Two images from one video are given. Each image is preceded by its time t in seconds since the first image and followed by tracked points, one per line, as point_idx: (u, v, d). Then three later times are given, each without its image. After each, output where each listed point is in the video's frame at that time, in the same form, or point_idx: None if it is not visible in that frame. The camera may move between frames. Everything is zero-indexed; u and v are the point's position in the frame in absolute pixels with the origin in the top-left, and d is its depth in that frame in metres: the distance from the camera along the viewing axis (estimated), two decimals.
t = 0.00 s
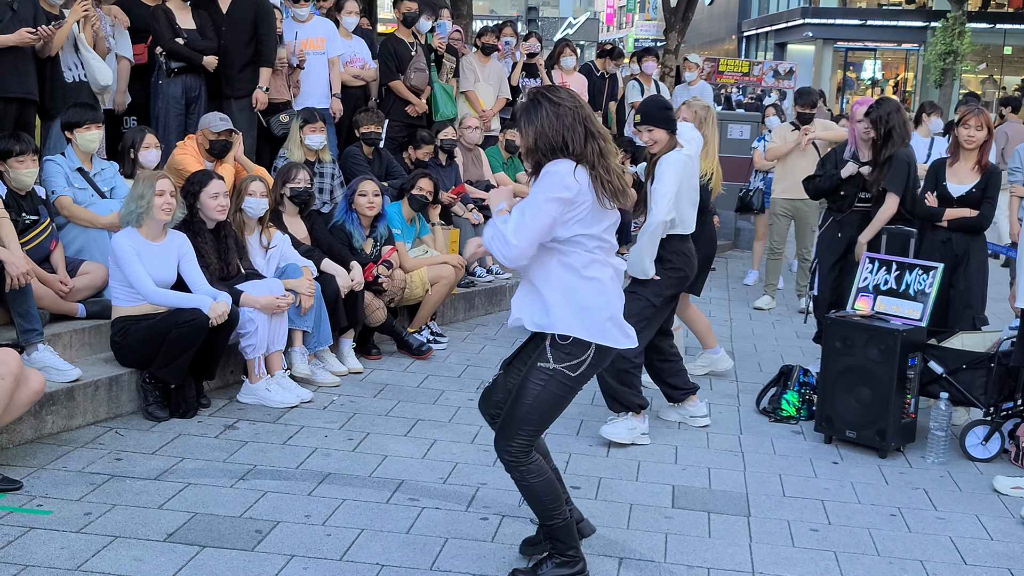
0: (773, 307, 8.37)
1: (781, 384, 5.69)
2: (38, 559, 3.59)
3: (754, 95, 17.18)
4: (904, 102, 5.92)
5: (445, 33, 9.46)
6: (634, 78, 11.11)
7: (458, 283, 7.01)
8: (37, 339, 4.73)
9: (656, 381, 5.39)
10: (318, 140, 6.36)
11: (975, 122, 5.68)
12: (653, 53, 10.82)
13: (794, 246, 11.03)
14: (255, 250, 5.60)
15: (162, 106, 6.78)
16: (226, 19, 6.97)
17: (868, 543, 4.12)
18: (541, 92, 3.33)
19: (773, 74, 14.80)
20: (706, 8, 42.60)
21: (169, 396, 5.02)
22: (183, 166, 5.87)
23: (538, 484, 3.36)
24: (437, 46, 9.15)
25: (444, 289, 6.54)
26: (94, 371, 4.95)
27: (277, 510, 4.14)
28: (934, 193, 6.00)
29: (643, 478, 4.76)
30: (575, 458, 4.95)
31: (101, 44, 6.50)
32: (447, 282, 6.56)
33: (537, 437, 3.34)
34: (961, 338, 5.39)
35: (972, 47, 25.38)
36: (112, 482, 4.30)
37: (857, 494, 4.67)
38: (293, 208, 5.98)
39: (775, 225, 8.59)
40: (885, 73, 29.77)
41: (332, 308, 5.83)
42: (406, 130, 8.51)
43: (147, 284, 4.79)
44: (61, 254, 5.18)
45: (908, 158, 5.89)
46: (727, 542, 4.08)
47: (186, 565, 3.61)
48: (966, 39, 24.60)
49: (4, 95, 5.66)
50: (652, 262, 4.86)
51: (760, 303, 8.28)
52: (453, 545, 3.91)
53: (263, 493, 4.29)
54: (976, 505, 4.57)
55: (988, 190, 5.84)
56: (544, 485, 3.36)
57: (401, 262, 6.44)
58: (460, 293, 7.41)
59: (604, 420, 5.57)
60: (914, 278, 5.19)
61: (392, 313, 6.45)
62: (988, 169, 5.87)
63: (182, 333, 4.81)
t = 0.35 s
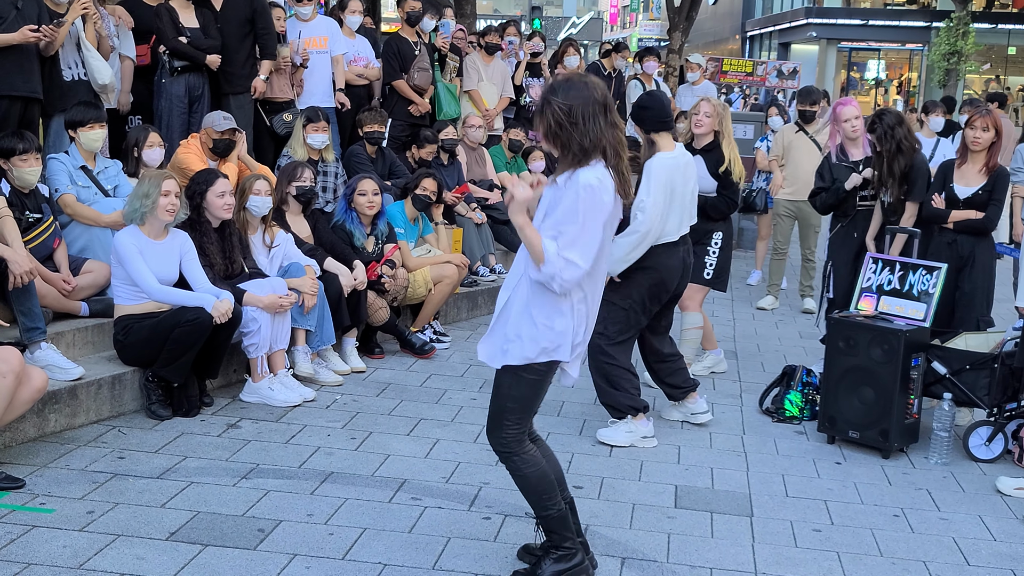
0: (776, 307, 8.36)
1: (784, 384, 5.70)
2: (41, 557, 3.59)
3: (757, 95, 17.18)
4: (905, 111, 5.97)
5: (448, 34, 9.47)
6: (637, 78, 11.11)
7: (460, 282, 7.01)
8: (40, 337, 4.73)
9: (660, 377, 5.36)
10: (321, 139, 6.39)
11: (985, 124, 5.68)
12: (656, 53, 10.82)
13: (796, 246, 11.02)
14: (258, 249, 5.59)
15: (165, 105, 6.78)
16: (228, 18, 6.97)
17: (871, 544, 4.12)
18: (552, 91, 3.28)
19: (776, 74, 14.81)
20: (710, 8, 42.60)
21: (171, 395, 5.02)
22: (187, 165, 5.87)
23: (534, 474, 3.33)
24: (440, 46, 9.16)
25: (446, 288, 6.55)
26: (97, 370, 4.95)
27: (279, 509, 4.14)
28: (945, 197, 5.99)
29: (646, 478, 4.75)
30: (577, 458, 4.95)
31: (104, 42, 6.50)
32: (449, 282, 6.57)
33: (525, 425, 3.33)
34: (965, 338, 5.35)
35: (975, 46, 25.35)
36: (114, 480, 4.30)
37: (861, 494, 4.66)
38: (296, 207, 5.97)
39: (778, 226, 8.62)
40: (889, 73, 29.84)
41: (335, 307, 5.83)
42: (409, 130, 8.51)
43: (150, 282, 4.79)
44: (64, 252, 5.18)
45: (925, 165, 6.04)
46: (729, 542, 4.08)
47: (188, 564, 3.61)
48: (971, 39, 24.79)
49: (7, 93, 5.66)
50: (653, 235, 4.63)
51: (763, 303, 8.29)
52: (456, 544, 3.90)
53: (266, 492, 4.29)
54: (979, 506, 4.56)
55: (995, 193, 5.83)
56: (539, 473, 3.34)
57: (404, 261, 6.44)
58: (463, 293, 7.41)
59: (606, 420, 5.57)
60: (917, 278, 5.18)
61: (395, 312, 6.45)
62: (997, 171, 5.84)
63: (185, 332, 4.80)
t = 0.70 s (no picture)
0: (779, 307, 8.35)
1: (788, 383, 5.70)
2: (45, 554, 3.60)
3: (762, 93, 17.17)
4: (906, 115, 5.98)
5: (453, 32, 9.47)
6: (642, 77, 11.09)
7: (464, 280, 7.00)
8: (44, 335, 4.73)
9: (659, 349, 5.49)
10: (326, 136, 6.37)
11: (990, 123, 5.71)
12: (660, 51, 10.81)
13: (800, 245, 11.01)
14: (262, 247, 5.60)
15: (169, 103, 6.79)
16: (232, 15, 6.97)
17: (875, 543, 4.11)
18: (564, 53, 3.36)
19: (781, 73, 14.79)
20: (714, 6, 42.56)
21: (175, 392, 5.03)
22: (191, 163, 5.88)
23: (531, 461, 3.35)
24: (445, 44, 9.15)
25: (450, 287, 6.56)
26: (101, 368, 4.96)
27: (282, 507, 4.14)
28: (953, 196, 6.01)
29: (649, 477, 4.75)
30: (581, 457, 4.94)
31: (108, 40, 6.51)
32: (453, 280, 6.57)
33: (524, 418, 3.34)
34: (970, 338, 5.25)
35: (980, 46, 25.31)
36: (118, 478, 4.30)
37: (864, 493, 4.66)
38: (300, 205, 5.97)
39: (782, 224, 8.62)
40: (893, 72, 30.06)
41: (339, 305, 5.83)
42: (413, 128, 8.51)
43: (153, 280, 4.79)
44: (68, 250, 5.19)
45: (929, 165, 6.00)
46: (733, 541, 4.07)
47: (192, 562, 3.61)
48: (976, 38, 24.66)
49: (10, 90, 5.66)
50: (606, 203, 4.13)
51: (767, 302, 8.28)
52: (459, 542, 3.90)
53: (269, 490, 4.29)
54: (983, 506, 4.55)
55: (1002, 193, 5.83)
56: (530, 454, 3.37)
57: (408, 259, 6.44)
58: (467, 291, 7.41)
59: (610, 418, 5.56)
60: (922, 277, 5.17)
61: (399, 310, 6.45)
62: (1003, 170, 5.86)
63: (188, 330, 4.80)
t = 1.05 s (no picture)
0: (783, 305, 8.35)
1: (792, 381, 5.71)
2: (49, 551, 3.60)
3: (766, 91, 17.15)
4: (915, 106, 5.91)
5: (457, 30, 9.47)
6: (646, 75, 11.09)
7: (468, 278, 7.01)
8: (48, 332, 4.74)
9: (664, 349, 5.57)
10: (331, 133, 6.37)
11: (990, 120, 5.74)
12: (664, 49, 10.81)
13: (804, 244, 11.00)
14: (265, 244, 5.60)
15: (173, 100, 6.80)
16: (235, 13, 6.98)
17: (878, 541, 4.11)
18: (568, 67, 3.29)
19: (785, 71, 14.78)
20: (718, 4, 42.53)
21: (179, 389, 5.03)
22: (195, 160, 5.88)
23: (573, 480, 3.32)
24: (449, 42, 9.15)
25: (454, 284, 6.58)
26: (105, 364, 4.97)
27: (286, 504, 4.15)
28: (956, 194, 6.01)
29: (652, 474, 4.75)
30: (584, 454, 4.95)
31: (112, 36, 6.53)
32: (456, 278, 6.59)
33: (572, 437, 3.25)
34: (974, 336, 5.29)
35: (984, 44, 25.28)
36: (122, 475, 4.31)
37: (868, 492, 4.66)
38: (304, 202, 5.97)
39: (784, 222, 8.59)
40: (897, 70, 30.03)
41: (343, 302, 5.84)
42: (417, 126, 8.51)
43: (156, 277, 4.79)
44: (73, 247, 5.19)
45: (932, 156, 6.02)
46: (736, 539, 4.07)
47: (196, 558, 3.62)
48: (980, 36, 24.61)
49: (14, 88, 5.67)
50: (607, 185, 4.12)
51: (770, 300, 8.28)
52: (462, 539, 3.91)
53: (273, 487, 4.29)
54: (986, 504, 4.55)
55: (1005, 189, 5.80)
56: (568, 480, 3.27)
57: (411, 257, 6.44)
58: (471, 289, 7.42)
59: (613, 416, 5.56)
60: (925, 275, 5.18)
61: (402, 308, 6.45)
62: (1008, 168, 5.83)
63: (192, 327, 4.82)
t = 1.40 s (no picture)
0: (785, 305, 8.35)
1: (793, 380, 5.71)
2: (51, 548, 3.61)
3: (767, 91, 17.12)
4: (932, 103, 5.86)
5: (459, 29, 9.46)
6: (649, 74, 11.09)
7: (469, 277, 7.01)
8: (51, 330, 4.74)
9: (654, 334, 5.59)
10: (333, 132, 6.37)
11: (987, 119, 5.75)
12: (667, 48, 10.80)
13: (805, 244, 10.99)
14: (267, 243, 5.60)
15: (175, 99, 6.80)
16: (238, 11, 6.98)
17: (880, 541, 4.11)
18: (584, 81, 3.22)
19: (787, 70, 14.75)
20: (719, 3, 42.48)
21: (181, 387, 5.03)
22: (197, 158, 5.88)
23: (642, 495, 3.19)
24: (451, 41, 9.15)
25: (456, 283, 6.58)
26: (107, 363, 4.97)
27: (288, 502, 4.15)
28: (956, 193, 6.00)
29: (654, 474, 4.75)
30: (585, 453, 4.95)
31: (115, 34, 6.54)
32: (459, 276, 6.60)
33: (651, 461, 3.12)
34: (975, 336, 5.34)
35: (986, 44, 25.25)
36: (124, 473, 4.31)
37: (869, 491, 4.66)
38: (305, 201, 5.97)
39: (786, 221, 8.58)
40: (899, 69, 29.69)
41: (345, 300, 5.85)
42: (419, 124, 8.51)
43: (159, 276, 4.79)
44: (75, 245, 5.20)
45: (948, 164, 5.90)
46: (737, 538, 4.07)
47: (198, 556, 3.62)
48: (982, 36, 24.56)
49: (17, 85, 5.67)
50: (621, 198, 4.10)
51: (772, 299, 8.28)
52: (464, 538, 3.91)
53: (275, 485, 4.30)
54: (988, 505, 4.55)
55: (1003, 189, 5.78)
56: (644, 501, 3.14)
57: (413, 256, 6.44)
58: (473, 288, 7.42)
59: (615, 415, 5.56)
60: (927, 275, 5.19)
61: (404, 306, 6.45)
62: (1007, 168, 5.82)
63: (194, 325, 4.82)
